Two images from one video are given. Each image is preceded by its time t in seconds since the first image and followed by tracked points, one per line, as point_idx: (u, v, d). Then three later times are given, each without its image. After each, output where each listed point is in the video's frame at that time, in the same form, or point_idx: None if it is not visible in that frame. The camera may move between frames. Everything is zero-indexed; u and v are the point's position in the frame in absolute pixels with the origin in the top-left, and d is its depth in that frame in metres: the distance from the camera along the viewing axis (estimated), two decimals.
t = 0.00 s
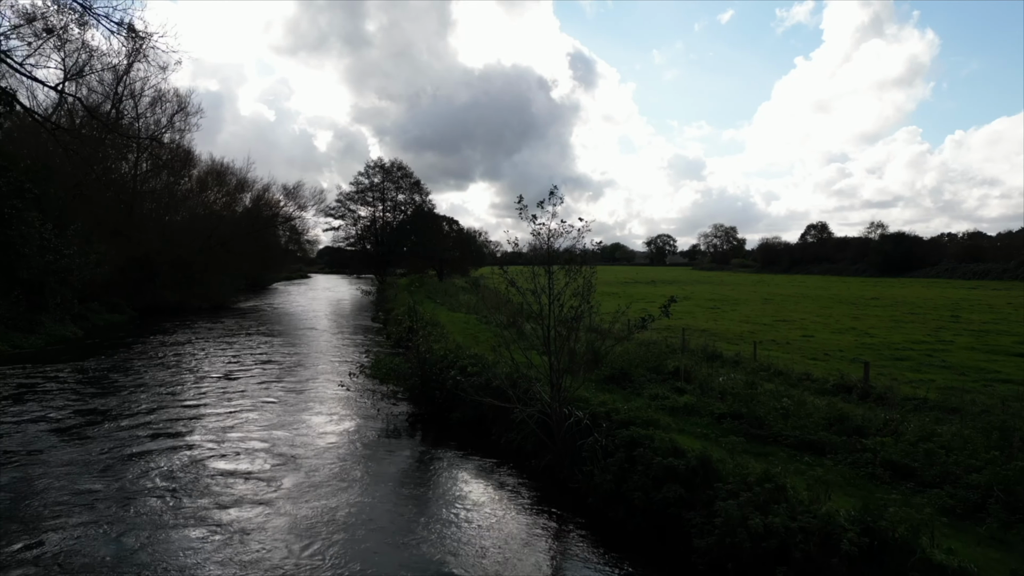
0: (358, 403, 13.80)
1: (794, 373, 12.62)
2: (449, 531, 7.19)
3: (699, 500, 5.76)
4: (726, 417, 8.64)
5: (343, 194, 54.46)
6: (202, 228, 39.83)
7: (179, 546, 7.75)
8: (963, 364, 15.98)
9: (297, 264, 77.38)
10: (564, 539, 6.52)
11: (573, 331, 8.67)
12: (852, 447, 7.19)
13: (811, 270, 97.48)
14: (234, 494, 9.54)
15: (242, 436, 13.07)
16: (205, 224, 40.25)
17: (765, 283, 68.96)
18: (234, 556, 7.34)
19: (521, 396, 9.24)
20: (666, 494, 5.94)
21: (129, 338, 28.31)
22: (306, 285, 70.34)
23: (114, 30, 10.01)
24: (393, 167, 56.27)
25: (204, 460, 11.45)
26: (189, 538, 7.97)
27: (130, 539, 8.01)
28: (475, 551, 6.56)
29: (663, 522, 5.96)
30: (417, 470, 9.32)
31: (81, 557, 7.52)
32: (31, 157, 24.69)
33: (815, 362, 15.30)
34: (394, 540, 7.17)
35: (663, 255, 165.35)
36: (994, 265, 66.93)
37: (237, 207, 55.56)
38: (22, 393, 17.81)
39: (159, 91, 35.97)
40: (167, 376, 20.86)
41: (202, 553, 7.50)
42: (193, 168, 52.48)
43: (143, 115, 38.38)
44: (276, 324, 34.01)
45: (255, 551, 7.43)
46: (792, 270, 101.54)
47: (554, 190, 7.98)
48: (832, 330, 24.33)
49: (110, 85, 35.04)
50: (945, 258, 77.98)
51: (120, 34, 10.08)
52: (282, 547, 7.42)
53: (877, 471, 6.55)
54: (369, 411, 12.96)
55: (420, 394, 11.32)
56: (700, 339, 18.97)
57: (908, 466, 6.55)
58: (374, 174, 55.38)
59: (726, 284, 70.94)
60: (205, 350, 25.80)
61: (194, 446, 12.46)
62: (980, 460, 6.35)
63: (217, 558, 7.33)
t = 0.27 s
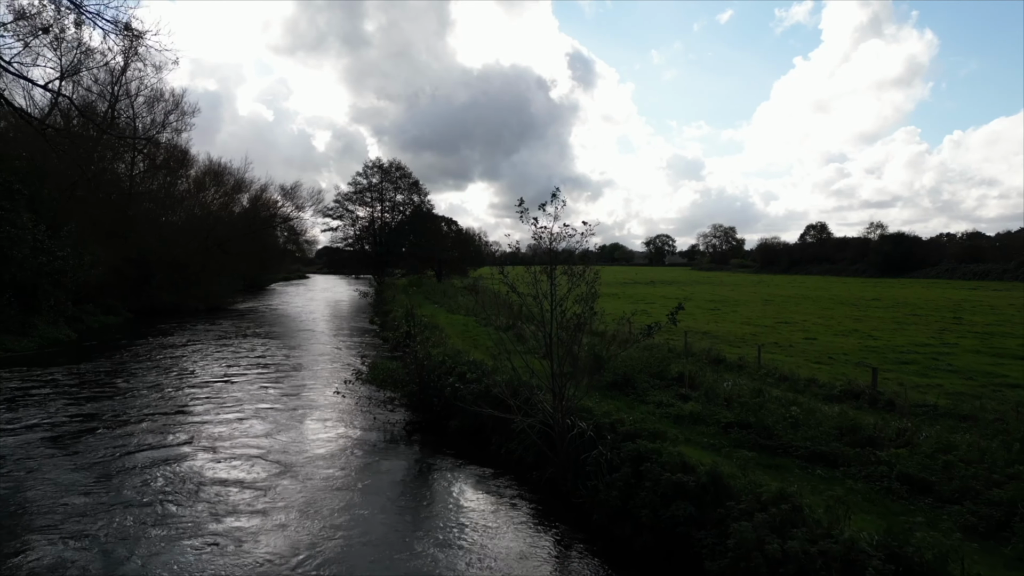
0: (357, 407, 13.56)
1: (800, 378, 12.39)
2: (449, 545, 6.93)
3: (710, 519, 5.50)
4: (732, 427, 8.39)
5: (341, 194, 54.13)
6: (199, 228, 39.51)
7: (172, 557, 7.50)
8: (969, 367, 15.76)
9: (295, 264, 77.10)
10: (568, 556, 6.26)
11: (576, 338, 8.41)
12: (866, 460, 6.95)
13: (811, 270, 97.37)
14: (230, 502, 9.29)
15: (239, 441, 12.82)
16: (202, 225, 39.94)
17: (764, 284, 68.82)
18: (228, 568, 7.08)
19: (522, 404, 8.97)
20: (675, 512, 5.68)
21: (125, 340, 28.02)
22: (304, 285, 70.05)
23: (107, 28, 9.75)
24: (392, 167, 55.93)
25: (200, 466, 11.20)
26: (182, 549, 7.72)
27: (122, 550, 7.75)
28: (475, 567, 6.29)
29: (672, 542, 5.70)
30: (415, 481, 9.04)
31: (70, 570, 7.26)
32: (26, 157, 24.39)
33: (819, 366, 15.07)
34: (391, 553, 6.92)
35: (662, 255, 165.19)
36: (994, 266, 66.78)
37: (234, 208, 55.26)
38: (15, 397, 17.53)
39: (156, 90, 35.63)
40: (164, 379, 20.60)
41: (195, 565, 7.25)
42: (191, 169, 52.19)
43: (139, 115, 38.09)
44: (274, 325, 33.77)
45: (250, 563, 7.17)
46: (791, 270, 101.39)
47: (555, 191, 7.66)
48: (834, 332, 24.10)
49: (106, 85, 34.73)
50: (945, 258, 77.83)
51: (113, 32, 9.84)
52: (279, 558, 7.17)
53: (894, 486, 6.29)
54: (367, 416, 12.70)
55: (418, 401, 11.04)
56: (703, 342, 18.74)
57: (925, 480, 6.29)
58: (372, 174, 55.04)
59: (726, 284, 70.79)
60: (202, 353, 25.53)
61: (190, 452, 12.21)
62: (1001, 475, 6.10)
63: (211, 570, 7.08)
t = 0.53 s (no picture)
0: (355, 413, 13.32)
1: (806, 385, 12.14)
2: (447, 561, 6.67)
3: (722, 541, 5.26)
4: (740, 438, 8.14)
5: (339, 195, 53.82)
6: (196, 230, 39.20)
7: (164, 570, 7.25)
8: (976, 372, 15.56)
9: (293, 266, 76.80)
10: None
11: (579, 347, 8.15)
12: (881, 474, 6.70)
13: (810, 271, 97.24)
14: (226, 512, 9.05)
15: (236, 450, 12.57)
16: (199, 226, 39.64)
17: (764, 284, 68.64)
18: None
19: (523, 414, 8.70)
20: (684, 534, 5.44)
21: (122, 343, 27.74)
22: (302, 286, 69.72)
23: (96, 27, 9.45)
24: (390, 168, 55.56)
25: (196, 475, 10.95)
26: (175, 562, 7.48)
27: (111, 564, 7.50)
28: None
29: (681, 565, 5.45)
30: (413, 493, 8.78)
31: None
32: (20, 157, 24.12)
33: (824, 372, 14.83)
34: (387, 568, 6.65)
35: (661, 256, 165.27)
36: (994, 267, 66.69)
37: (232, 209, 54.96)
38: (10, 403, 17.29)
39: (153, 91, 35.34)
40: (161, 384, 20.34)
41: None
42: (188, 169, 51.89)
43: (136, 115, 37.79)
44: (271, 328, 33.49)
45: None
46: (791, 271, 101.28)
47: (557, 195, 7.35)
48: (837, 335, 23.89)
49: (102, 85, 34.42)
50: (945, 259, 77.73)
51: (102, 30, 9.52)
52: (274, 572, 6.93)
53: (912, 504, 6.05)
54: (366, 423, 12.45)
55: (415, 409, 10.78)
56: (705, 346, 18.47)
57: (944, 497, 6.04)
58: (370, 175, 54.73)
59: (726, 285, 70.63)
60: (200, 356, 25.26)
61: (185, 461, 11.95)
62: None
63: None
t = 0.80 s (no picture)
0: (354, 419, 13.07)
1: (813, 392, 11.90)
2: None
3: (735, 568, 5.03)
4: (749, 450, 7.89)
5: (337, 196, 53.50)
6: (193, 231, 38.86)
7: None
8: (983, 377, 15.33)
9: (291, 266, 76.51)
10: None
11: (583, 356, 7.89)
12: (897, 490, 6.46)
13: (810, 271, 97.09)
14: (222, 523, 8.80)
15: (232, 457, 12.31)
16: (197, 227, 39.32)
17: (764, 285, 68.47)
18: None
19: (525, 425, 8.45)
20: (696, 559, 5.20)
21: (119, 346, 27.45)
22: (300, 287, 69.40)
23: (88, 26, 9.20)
24: (389, 168, 55.16)
25: (192, 484, 10.69)
26: None
27: None
28: None
29: None
30: (411, 505, 8.51)
31: None
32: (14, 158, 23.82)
33: (830, 377, 14.58)
34: None
35: (660, 257, 165.30)
36: (994, 268, 66.57)
37: (230, 210, 54.62)
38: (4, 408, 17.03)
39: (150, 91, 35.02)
40: (158, 388, 20.07)
41: None
42: (186, 170, 51.56)
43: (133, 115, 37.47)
44: (269, 330, 33.23)
45: None
46: (790, 272, 101.15)
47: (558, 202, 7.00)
48: (840, 338, 23.68)
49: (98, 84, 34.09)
50: (945, 259, 77.59)
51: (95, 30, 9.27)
52: None
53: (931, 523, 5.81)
54: (364, 430, 12.20)
55: (414, 418, 10.51)
56: (707, 351, 18.23)
57: (964, 516, 5.79)
58: (369, 175, 54.41)
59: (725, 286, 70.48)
60: (197, 360, 24.99)
61: (181, 469, 11.69)
62: None
63: None
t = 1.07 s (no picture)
0: (352, 426, 12.87)
1: (820, 400, 11.67)
2: None
3: None
4: (758, 462, 7.64)
5: (336, 197, 53.19)
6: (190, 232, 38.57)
7: None
8: (991, 382, 15.12)
9: (290, 268, 76.20)
10: None
11: (587, 366, 7.67)
12: (914, 508, 6.22)
13: (809, 272, 97.05)
14: (217, 534, 8.57)
15: (229, 465, 12.10)
16: (194, 228, 39.05)
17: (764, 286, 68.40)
18: None
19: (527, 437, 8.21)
20: None
21: (116, 349, 27.24)
22: (299, 288, 69.22)
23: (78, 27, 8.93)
24: (388, 169, 54.86)
25: (187, 492, 10.48)
26: None
27: None
28: None
29: None
30: (409, 518, 8.27)
31: None
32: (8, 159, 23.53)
33: (835, 383, 14.38)
34: None
35: (659, 257, 165.25)
36: (994, 269, 66.46)
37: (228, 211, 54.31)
38: None
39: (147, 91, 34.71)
40: (155, 393, 19.89)
41: None
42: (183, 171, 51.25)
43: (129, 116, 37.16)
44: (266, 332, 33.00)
45: None
46: (789, 273, 101.04)
47: (562, 208, 6.58)
48: (843, 341, 23.47)
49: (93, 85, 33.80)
50: (945, 261, 77.46)
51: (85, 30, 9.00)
52: None
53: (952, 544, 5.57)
54: (363, 438, 11.96)
55: (412, 427, 10.25)
56: (710, 355, 18.00)
57: (987, 536, 5.54)
58: (367, 176, 54.07)
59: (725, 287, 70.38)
60: (194, 363, 24.74)
61: (176, 477, 11.49)
62: None
63: None
